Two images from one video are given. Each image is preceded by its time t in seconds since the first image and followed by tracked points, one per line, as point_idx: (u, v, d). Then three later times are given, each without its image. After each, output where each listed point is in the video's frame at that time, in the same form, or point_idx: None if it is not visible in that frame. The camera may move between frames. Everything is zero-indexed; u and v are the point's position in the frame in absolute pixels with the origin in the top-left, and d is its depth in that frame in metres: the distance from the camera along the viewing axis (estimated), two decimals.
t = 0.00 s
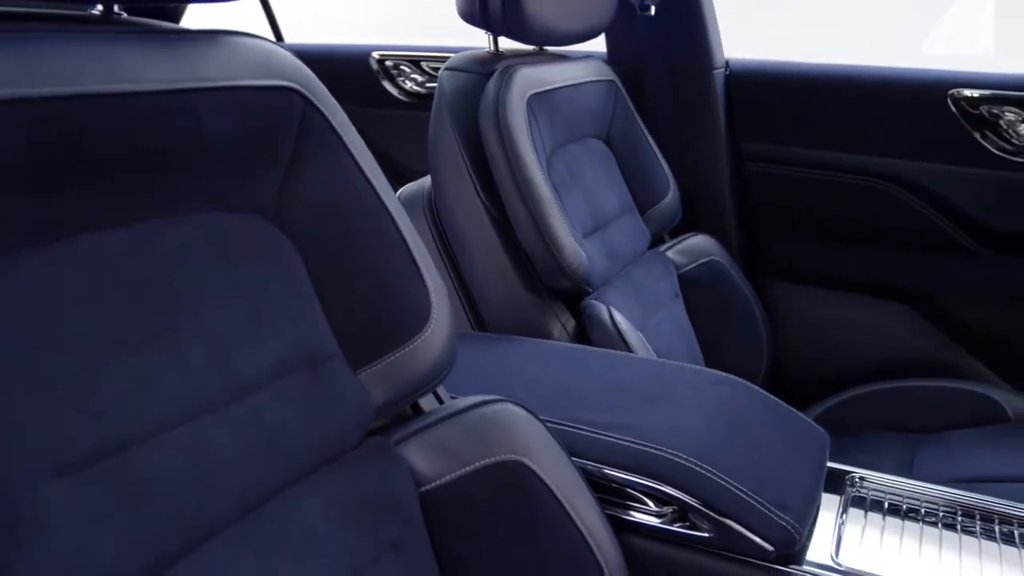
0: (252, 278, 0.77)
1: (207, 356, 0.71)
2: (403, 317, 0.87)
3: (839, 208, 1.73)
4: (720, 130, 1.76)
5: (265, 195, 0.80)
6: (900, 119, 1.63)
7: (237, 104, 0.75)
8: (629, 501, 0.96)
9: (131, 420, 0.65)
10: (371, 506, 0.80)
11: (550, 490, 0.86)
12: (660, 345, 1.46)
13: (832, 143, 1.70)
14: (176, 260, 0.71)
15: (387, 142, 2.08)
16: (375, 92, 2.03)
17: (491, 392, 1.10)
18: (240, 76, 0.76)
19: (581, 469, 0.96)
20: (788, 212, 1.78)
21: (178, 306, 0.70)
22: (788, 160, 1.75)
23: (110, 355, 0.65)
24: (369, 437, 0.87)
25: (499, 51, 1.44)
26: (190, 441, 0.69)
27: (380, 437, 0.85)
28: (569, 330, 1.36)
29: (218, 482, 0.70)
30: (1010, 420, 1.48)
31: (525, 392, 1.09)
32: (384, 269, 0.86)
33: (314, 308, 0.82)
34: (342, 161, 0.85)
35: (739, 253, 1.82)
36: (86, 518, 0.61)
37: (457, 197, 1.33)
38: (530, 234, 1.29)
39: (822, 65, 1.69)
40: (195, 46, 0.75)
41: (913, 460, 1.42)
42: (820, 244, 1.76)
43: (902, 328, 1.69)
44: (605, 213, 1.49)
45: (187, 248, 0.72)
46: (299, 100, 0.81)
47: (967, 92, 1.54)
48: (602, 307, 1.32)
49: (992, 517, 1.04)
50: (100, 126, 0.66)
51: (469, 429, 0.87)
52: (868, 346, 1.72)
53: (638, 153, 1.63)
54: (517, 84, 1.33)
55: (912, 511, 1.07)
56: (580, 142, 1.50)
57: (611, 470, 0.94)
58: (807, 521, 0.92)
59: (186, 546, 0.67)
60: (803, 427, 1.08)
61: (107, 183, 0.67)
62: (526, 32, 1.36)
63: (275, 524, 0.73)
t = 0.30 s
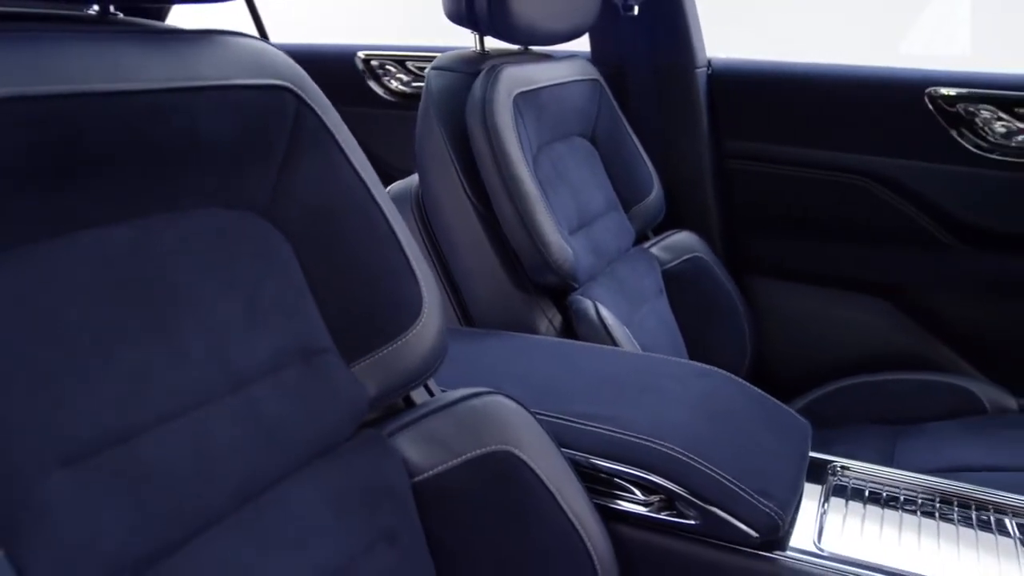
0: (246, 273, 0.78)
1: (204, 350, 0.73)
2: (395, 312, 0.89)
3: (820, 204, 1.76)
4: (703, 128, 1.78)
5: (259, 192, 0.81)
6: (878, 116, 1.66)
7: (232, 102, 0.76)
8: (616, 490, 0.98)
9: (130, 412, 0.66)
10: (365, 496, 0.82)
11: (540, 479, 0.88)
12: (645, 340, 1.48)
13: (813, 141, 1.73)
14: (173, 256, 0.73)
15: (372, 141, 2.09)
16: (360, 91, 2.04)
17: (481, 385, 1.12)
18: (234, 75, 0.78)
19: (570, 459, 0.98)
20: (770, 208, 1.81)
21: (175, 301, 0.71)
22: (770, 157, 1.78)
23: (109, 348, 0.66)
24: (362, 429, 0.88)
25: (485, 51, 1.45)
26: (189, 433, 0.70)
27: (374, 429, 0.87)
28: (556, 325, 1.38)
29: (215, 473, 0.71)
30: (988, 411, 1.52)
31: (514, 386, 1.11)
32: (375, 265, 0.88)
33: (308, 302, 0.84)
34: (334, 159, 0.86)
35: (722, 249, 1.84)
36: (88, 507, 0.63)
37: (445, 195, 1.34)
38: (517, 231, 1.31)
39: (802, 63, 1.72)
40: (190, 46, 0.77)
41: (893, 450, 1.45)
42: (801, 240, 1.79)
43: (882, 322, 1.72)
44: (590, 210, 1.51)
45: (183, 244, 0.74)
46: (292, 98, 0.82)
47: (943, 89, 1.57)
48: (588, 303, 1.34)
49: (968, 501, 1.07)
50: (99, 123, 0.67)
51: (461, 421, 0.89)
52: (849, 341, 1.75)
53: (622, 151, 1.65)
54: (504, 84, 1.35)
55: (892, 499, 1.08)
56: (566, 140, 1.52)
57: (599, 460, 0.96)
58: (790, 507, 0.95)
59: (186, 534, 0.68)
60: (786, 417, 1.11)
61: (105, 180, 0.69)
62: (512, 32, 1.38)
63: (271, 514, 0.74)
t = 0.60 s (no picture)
0: (242, 268, 0.80)
1: (201, 344, 0.74)
2: (387, 306, 0.91)
3: (800, 201, 1.79)
4: (686, 127, 1.81)
5: (253, 188, 0.83)
6: (857, 113, 1.69)
7: (228, 100, 0.78)
8: (604, 480, 1.00)
9: (133, 402, 0.68)
10: (359, 487, 0.83)
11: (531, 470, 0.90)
12: (630, 334, 1.51)
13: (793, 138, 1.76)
14: (170, 252, 0.74)
15: (358, 140, 2.11)
16: (345, 90, 2.06)
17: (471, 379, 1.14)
18: (230, 74, 0.79)
19: (559, 450, 1.00)
20: (752, 205, 1.84)
21: (174, 296, 0.73)
22: (752, 155, 1.81)
23: (110, 341, 0.67)
24: (356, 421, 0.90)
25: (471, 50, 1.47)
26: (189, 423, 0.71)
27: (367, 420, 0.89)
28: (543, 320, 1.40)
29: (215, 462, 0.72)
30: (965, 403, 1.56)
31: (503, 379, 1.13)
32: (366, 259, 0.90)
33: (302, 297, 0.85)
34: (327, 155, 0.88)
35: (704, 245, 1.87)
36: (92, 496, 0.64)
37: (433, 193, 1.36)
38: (504, 227, 1.33)
39: (782, 62, 1.74)
40: (185, 46, 0.78)
41: (874, 440, 1.48)
42: (782, 237, 1.82)
43: (862, 316, 1.76)
44: (575, 207, 1.53)
45: (179, 239, 0.75)
46: (286, 97, 0.84)
47: (920, 88, 1.61)
48: (574, 298, 1.36)
49: (946, 489, 1.10)
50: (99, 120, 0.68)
51: (451, 413, 0.91)
52: (830, 335, 1.78)
53: (606, 149, 1.67)
54: (490, 83, 1.37)
55: (872, 486, 1.10)
56: (551, 139, 1.54)
57: (587, 451, 0.99)
58: (773, 495, 0.98)
59: (187, 522, 0.70)
60: (769, 408, 1.13)
61: (105, 176, 0.70)
62: (498, 32, 1.40)
63: (268, 503, 0.76)
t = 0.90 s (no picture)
0: (238, 262, 0.81)
1: (199, 337, 0.76)
2: (378, 301, 0.93)
3: (781, 198, 1.82)
4: (669, 125, 1.83)
5: (248, 185, 0.84)
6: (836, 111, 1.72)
7: (223, 99, 0.80)
8: (591, 470, 1.02)
9: (133, 394, 0.69)
10: (353, 477, 0.85)
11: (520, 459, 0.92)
12: (616, 328, 1.53)
13: (773, 136, 1.79)
14: (168, 246, 0.75)
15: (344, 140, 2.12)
16: (330, 90, 2.07)
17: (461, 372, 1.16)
18: (224, 73, 0.81)
19: (547, 441, 1.02)
20: (735, 202, 1.87)
21: (172, 290, 0.74)
22: (734, 153, 1.84)
23: (111, 334, 0.69)
24: (349, 413, 0.92)
25: (457, 49, 1.49)
26: (188, 415, 0.73)
27: (360, 412, 0.91)
28: (530, 316, 1.43)
29: (213, 453, 0.74)
30: (943, 394, 1.59)
31: (491, 372, 1.15)
32: (358, 255, 0.91)
33: (296, 292, 0.87)
34: (318, 153, 0.89)
35: (687, 242, 1.90)
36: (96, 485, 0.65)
37: (421, 190, 1.38)
38: (491, 224, 1.35)
39: (762, 61, 1.78)
40: (181, 45, 0.80)
41: (854, 432, 1.51)
42: (764, 233, 1.85)
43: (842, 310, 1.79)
44: (561, 204, 1.55)
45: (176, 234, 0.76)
46: (279, 95, 0.85)
47: (898, 86, 1.65)
48: (560, 293, 1.39)
49: (924, 477, 1.12)
50: (99, 117, 0.70)
51: (442, 405, 0.93)
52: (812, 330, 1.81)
53: (591, 147, 1.69)
54: (476, 81, 1.39)
55: (852, 475, 1.13)
56: (536, 137, 1.56)
57: (574, 441, 1.01)
58: (757, 483, 1.00)
59: (188, 510, 0.71)
60: (751, 399, 1.16)
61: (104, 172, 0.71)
62: (484, 31, 1.42)
63: (265, 493, 0.77)
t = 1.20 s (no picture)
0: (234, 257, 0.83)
1: (197, 329, 0.77)
2: (370, 295, 0.95)
3: (762, 195, 1.85)
4: (652, 123, 1.86)
5: (243, 181, 0.86)
6: (816, 109, 1.75)
7: (218, 98, 0.81)
8: (579, 459, 1.05)
9: (134, 385, 0.71)
10: (348, 467, 0.87)
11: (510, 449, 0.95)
12: (601, 323, 1.55)
13: (754, 134, 1.82)
14: (166, 241, 0.77)
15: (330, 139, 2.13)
16: (316, 89, 2.09)
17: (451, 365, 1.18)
18: (220, 72, 0.82)
19: (536, 431, 1.05)
20: (717, 199, 1.90)
21: (170, 283, 0.76)
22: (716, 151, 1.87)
23: (112, 326, 0.71)
24: (342, 405, 0.94)
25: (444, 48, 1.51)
26: (187, 405, 0.75)
27: (354, 404, 0.93)
28: (517, 311, 1.45)
29: (212, 442, 0.76)
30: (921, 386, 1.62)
31: (480, 366, 1.17)
32: (350, 250, 0.93)
33: (290, 287, 0.89)
34: (311, 151, 0.91)
35: (670, 239, 1.92)
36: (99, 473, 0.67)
37: (409, 188, 1.40)
38: (479, 221, 1.37)
39: (742, 61, 1.81)
40: (177, 45, 0.81)
41: (834, 423, 1.54)
42: (746, 230, 1.88)
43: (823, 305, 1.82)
44: (546, 202, 1.58)
45: (174, 229, 0.78)
46: (273, 94, 0.87)
47: (876, 85, 1.67)
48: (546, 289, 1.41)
49: (902, 465, 1.15)
50: (99, 115, 0.72)
51: (434, 396, 0.95)
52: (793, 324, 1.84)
53: (575, 145, 1.72)
54: (463, 80, 1.41)
55: (833, 464, 1.16)
56: (522, 135, 1.58)
57: (563, 432, 1.03)
58: (740, 470, 1.03)
59: (189, 498, 0.73)
60: (735, 391, 1.19)
61: (104, 169, 0.73)
62: (470, 31, 1.44)
63: (263, 482, 0.79)
